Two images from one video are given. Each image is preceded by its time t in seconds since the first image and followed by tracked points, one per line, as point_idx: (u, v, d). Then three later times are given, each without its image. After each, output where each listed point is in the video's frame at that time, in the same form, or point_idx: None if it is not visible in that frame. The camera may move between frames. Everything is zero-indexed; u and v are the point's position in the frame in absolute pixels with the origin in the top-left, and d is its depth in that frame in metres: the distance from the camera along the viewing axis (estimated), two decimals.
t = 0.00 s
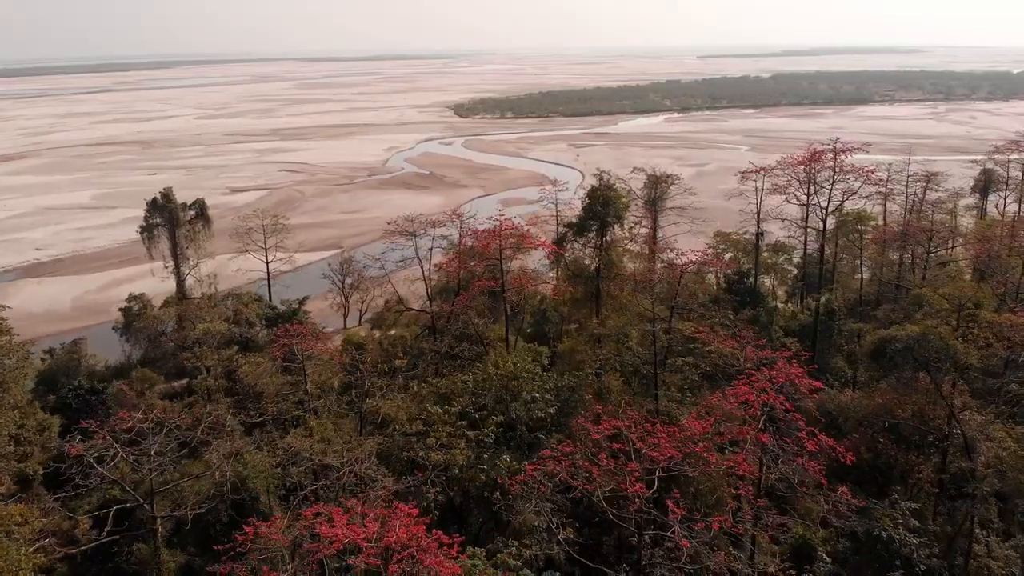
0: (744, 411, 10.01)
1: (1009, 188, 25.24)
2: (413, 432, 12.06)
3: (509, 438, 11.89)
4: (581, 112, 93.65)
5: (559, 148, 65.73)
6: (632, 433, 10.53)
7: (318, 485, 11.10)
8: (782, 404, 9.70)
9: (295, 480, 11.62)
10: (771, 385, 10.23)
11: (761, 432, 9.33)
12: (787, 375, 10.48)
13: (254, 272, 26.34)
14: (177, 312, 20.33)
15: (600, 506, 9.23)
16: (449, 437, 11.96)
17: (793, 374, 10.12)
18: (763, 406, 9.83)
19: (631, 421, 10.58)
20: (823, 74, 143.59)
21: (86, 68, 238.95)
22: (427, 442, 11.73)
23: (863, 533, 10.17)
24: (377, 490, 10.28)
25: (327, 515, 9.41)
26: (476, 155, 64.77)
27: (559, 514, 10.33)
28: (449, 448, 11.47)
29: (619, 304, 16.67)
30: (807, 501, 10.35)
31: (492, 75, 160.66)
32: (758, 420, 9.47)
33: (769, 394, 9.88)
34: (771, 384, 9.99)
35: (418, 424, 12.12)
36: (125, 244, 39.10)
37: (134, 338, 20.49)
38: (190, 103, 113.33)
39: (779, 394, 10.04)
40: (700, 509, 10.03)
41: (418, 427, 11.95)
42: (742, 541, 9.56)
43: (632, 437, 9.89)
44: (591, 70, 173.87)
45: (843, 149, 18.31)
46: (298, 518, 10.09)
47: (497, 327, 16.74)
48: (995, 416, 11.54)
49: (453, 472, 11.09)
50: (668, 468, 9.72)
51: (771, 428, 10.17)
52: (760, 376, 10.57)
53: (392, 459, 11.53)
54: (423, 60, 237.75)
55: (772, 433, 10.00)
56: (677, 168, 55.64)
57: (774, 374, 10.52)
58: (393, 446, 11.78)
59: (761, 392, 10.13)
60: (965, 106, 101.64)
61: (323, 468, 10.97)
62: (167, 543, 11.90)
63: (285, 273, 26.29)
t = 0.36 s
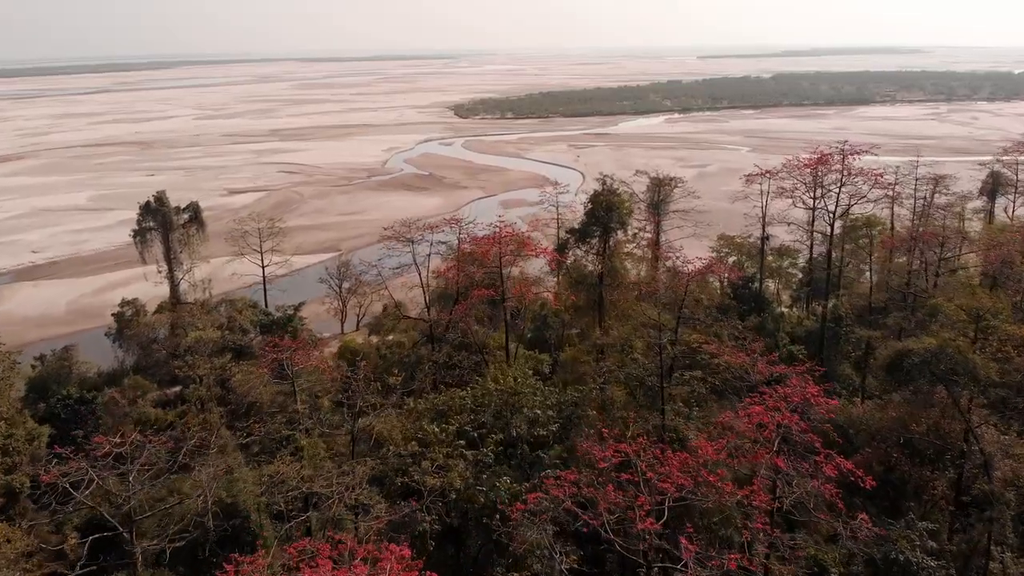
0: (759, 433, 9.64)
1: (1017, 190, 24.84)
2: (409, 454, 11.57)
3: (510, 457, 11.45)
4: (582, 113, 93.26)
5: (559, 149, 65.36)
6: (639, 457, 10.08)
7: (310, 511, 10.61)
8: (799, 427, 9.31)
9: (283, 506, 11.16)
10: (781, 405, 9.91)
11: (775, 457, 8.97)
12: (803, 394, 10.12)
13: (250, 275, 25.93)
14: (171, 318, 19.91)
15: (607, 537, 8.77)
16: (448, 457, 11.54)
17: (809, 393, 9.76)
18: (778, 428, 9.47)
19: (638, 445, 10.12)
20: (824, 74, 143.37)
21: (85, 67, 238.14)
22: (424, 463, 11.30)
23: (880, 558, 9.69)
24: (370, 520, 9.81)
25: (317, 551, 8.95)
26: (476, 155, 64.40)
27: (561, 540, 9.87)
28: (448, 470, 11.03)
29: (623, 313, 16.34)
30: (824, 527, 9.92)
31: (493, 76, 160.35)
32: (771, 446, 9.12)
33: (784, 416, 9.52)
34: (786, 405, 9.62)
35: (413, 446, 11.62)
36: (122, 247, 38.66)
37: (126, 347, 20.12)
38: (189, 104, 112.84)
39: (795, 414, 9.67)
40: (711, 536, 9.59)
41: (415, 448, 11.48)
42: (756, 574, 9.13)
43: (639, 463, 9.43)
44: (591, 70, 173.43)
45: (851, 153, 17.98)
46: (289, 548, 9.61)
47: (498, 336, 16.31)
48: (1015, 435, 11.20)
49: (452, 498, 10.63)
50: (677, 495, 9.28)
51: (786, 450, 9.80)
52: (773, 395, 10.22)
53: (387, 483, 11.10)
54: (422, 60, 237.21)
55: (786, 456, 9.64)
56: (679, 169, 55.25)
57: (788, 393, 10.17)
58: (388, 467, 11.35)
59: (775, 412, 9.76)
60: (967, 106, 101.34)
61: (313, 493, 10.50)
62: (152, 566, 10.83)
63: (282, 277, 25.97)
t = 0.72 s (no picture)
0: (774, 458, 9.18)
1: None
2: (405, 478, 11.08)
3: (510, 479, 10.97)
4: (582, 113, 92.89)
5: (559, 150, 64.99)
6: (647, 484, 9.60)
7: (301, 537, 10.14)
8: (816, 451, 8.85)
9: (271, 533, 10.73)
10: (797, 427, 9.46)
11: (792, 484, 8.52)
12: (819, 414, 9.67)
13: (245, 280, 25.51)
14: (165, 324, 19.52)
15: None
16: (446, 479, 11.09)
17: (826, 414, 9.32)
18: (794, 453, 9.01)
19: (647, 472, 9.63)
20: (824, 74, 143.18)
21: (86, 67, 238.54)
22: (421, 487, 10.83)
23: None
24: (365, 554, 9.31)
25: None
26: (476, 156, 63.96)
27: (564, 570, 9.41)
28: (446, 495, 10.55)
29: (627, 322, 15.94)
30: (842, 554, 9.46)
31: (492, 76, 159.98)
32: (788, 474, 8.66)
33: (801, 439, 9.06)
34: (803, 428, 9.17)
35: (409, 469, 11.13)
36: (118, 249, 38.21)
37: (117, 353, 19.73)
38: (188, 104, 112.27)
39: (812, 437, 9.22)
40: (722, 564, 9.14)
41: (411, 471, 11.00)
42: None
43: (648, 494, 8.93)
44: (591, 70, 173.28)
45: (859, 156, 17.70)
46: None
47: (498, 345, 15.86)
48: None
49: (449, 525, 10.16)
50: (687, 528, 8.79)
51: (802, 473, 9.36)
52: (789, 415, 9.74)
53: (383, 509, 10.64)
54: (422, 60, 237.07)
55: (802, 480, 9.17)
56: (680, 170, 54.89)
57: (804, 413, 9.73)
58: (382, 491, 10.88)
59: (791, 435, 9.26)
60: (968, 106, 101.04)
61: (304, 520, 10.00)
62: None
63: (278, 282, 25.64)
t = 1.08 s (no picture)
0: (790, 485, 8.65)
1: None
2: (399, 503, 10.54)
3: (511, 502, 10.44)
4: (582, 113, 92.56)
5: (559, 151, 64.66)
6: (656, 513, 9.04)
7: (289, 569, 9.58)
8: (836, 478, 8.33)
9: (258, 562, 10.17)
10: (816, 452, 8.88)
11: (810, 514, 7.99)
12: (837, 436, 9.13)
13: (240, 285, 25.11)
14: (157, 331, 19.12)
15: None
16: (442, 503, 10.53)
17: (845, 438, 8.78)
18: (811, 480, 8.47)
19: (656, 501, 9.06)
20: (824, 74, 142.91)
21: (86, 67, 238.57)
22: (418, 513, 10.28)
23: None
24: None
25: None
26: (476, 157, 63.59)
27: None
28: (443, 523, 10.00)
29: (630, 331, 15.48)
30: None
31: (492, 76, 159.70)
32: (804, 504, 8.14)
33: (819, 465, 8.51)
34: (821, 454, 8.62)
35: (403, 493, 10.56)
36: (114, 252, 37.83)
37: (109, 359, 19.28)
38: (187, 104, 111.87)
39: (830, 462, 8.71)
40: None
41: (405, 497, 10.45)
42: None
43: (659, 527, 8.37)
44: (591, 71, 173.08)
45: (867, 160, 17.33)
46: None
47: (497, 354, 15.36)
48: None
49: (445, 555, 9.60)
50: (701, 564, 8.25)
51: (820, 500, 8.84)
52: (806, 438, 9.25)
53: (377, 536, 10.08)
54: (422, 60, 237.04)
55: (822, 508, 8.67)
56: (681, 171, 54.57)
57: (821, 436, 9.17)
58: (376, 516, 10.34)
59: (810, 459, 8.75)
60: (970, 106, 100.73)
61: (290, 550, 9.44)
62: None
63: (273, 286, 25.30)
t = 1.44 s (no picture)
0: (810, 517, 8.12)
1: None
2: (393, 532, 9.99)
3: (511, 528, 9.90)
4: (583, 114, 92.18)
5: (559, 151, 64.26)
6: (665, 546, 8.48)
7: None
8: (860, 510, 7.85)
9: None
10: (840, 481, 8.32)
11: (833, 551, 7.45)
12: (859, 463, 8.64)
13: (235, 290, 24.71)
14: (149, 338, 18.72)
15: None
16: (438, 532, 9.95)
17: (868, 465, 8.27)
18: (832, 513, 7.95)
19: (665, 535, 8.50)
20: (825, 74, 142.64)
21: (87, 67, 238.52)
22: (413, 542, 9.72)
23: None
24: None
25: None
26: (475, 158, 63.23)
27: None
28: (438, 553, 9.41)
29: (633, 342, 15.04)
30: None
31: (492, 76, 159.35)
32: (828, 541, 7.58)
33: (840, 495, 7.99)
34: (843, 483, 8.11)
35: (397, 523, 9.99)
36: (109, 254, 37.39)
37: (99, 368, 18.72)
38: (186, 104, 111.43)
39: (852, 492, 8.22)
40: None
41: (399, 526, 9.91)
42: None
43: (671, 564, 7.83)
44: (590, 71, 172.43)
45: (876, 164, 16.98)
46: None
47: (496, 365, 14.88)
48: None
49: None
50: None
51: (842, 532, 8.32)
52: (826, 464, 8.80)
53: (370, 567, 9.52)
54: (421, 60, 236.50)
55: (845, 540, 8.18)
56: (682, 171, 54.19)
57: (843, 462, 8.74)
58: (367, 545, 9.76)
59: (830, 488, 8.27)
60: (971, 106, 100.44)
61: None
62: None
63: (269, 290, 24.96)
